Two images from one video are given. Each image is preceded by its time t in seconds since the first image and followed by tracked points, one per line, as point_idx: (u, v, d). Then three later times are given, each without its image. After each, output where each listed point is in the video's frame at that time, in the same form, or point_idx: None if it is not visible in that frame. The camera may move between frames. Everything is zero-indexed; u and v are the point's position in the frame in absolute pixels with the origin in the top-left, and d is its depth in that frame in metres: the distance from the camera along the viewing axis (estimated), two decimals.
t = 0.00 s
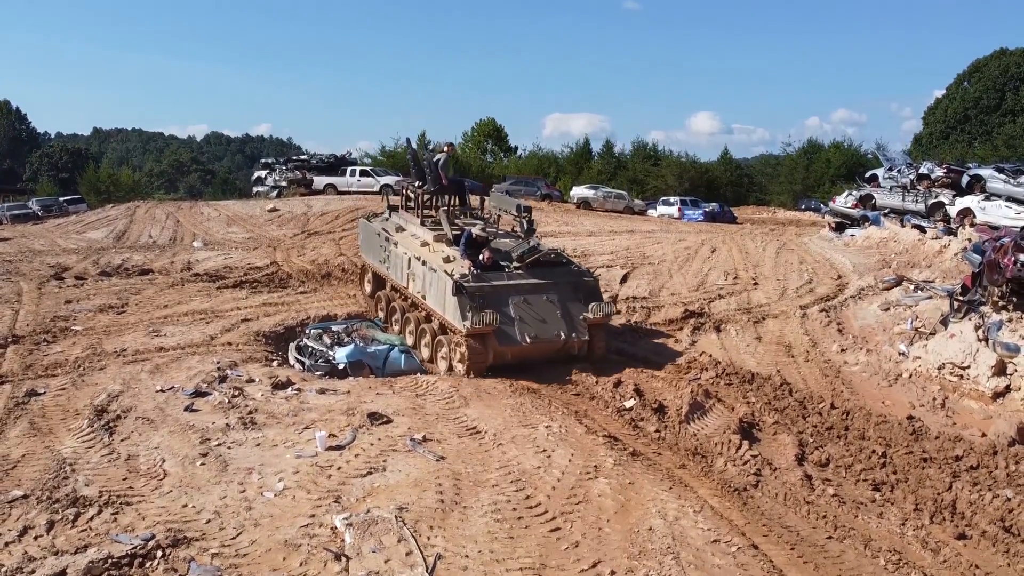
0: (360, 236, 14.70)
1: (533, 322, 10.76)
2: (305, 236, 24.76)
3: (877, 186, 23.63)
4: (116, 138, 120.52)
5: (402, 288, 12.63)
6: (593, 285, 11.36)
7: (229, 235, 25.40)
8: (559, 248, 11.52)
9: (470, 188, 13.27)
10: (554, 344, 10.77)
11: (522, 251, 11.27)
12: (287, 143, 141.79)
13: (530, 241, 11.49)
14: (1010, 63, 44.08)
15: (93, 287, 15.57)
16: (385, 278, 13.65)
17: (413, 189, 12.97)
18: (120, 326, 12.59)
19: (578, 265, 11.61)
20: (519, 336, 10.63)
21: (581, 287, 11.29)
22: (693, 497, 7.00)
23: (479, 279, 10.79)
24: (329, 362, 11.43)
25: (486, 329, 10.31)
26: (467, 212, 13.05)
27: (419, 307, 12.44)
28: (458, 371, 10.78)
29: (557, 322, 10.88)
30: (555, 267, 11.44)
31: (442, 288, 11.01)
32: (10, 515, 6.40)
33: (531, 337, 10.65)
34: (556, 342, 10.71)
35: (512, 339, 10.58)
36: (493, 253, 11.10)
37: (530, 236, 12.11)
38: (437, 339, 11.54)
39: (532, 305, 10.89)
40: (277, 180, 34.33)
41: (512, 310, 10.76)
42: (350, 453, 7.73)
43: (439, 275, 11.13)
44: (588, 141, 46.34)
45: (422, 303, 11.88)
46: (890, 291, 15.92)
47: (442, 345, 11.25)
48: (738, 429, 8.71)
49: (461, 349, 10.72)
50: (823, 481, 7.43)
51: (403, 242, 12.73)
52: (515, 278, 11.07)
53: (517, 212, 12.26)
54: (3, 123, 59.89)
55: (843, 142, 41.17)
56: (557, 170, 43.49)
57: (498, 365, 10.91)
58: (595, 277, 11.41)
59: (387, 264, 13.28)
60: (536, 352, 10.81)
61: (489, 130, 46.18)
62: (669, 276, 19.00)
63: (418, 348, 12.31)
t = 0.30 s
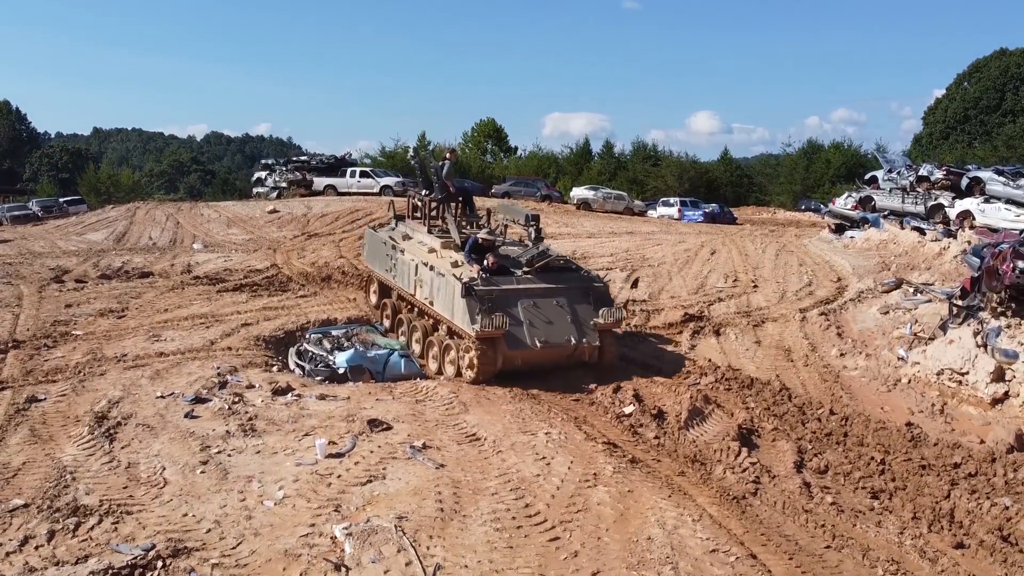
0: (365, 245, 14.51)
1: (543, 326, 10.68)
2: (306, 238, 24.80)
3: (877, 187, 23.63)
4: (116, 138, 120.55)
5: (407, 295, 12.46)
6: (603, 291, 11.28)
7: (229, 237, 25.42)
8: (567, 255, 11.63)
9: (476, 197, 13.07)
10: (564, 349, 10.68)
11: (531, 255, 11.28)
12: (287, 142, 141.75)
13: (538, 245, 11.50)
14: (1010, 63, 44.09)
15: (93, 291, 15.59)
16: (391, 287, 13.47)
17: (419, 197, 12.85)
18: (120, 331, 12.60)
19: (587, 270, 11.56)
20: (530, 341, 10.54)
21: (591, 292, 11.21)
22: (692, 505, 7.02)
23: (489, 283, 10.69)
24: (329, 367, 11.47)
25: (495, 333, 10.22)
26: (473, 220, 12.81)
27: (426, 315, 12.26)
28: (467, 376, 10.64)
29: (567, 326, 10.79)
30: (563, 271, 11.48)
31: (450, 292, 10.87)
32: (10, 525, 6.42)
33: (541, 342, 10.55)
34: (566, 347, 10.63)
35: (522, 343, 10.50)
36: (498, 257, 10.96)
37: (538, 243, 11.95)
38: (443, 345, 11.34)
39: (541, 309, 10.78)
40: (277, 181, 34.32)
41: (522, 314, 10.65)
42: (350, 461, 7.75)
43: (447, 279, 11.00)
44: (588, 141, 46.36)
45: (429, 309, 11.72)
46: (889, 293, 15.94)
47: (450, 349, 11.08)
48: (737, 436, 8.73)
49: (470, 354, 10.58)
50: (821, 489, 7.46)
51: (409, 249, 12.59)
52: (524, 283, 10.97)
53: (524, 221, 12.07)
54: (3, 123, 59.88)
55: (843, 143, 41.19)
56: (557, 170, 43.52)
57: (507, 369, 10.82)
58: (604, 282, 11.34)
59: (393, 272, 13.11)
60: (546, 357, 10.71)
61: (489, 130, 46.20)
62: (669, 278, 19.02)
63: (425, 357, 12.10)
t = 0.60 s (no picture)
0: (367, 253, 14.26)
1: (551, 327, 10.49)
2: (305, 238, 24.82)
3: (877, 188, 23.62)
4: (116, 138, 120.65)
5: (412, 301, 12.28)
6: (611, 293, 11.12)
7: (229, 238, 25.42)
8: (573, 259, 11.59)
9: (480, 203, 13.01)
10: (574, 351, 10.46)
11: (538, 257, 11.23)
12: (288, 140, 141.67)
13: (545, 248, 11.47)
14: (1010, 62, 44.07)
15: (93, 294, 15.60)
16: (394, 294, 13.26)
17: (424, 204, 12.73)
18: (120, 335, 12.61)
19: (595, 274, 11.43)
20: (539, 342, 10.34)
21: (599, 294, 11.05)
22: (691, 513, 7.03)
23: (496, 284, 10.57)
24: (329, 372, 11.46)
25: (503, 334, 10.03)
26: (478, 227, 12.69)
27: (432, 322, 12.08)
28: (475, 380, 10.47)
29: (575, 328, 10.60)
30: (570, 275, 11.39)
31: (457, 295, 10.74)
32: (10, 534, 6.44)
33: (549, 343, 10.36)
34: (576, 348, 10.42)
35: (531, 345, 10.29)
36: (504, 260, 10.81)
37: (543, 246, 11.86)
38: (450, 349, 11.19)
39: (549, 311, 10.64)
40: (277, 181, 34.33)
41: (530, 315, 10.48)
42: (350, 468, 7.76)
43: (454, 281, 10.87)
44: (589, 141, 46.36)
45: (435, 314, 11.56)
46: (888, 296, 15.98)
47: (457, 353, 10.93)
48: (735, 442, 8.74)
49: (478, 357, 10.41)
50: (819, 496, 7.47)
51: (414, 255, 12.44)
52: (532, 285, 10.83)
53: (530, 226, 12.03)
54: (3, 122, 59.87)
55: (843, 142, 41.18)
56: (557, 170, 43.52)
57: (516, 373, 10.62)
58: (612, 284, 11.19)
59: (397, 279, 12.92)
60: (555, 359, 10.50)
61: (489, 129, 46.20)
62: (668, 280, 19.03)
63: (430, 365, 11.89)
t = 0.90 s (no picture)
0: (368, 254, 13.95)
1: (557, 327, 10.31)
2: (305, 234, 24.82)
3: (876, 183, 23.61)
4: (115, 131, 120.54)
5: (415, 303, 12.07)
6: (617, 292, 10.93)
7: (228, 234, 25.40)
8: (578, 259, 11.41)
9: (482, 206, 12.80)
10: (581, 351, 10.27)
11: (543, 257, 11.05)
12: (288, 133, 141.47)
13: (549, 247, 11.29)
14: (1012, 55, 43.99)
15: (93, 291, 15.61)
16: (398, 296, 13.05)
17: (425, 205, 12.48)
18: (120, 334, 12.62)
19: (600, 273, 11.24)
20: (545, 342, 10.16)
21: (606, 293, 10.86)
22: (689, 517, 7.05)
23: (500, 283, 10.40)
24: (328, 371, 11.51)
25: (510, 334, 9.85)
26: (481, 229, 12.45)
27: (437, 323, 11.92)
28: (482, 381, 10.32)
29: (582, 327, 10.41)
30: (576, 274, 11.21)
31: (462, 295, 10.55)
32: (11, 540, 6.45)
33: (557, 343, 10.17)
34: (583, 348, 10.23)
35: (537, 345, 10.13)
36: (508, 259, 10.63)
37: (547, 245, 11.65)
38: (456, 349, 11.03)
39: (555, 311, 10.45)
40: (276, 176, 34.14)
41: (536, 316, 10.29)
42: (349, 471, 7.78)
43: (458, 281, 10.65)
44: (588, 135, 46.28)
45: (439, 315, 11.36)
46: (888, 293, 16.19)
47: (463, 354, 10.78)
48: (734, 444, 8.75)
49: (485, 358, 10.25)
50: (818, 499, 7.48)
51: (417, 255, 12.19)
52: (537, 284, 10.65)
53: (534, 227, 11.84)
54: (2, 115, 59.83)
55: (843, 136, 41.15)
56: (556, 163, 43.49)
57: (524, 374, 10.46)
58: (618, 283, 11.00)
59: (400, 280, 12.69)
60: (563, 359, 10.33)
61: (489, 123, 46.18)
62: (668, 276, 19.04)
63: (436, 368, 11.77)
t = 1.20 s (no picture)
0: (373, 258, 13.77)
1: (565, 326, 10.20)
2: (305, 228, 24.82)
3: (876, 177, 23.56)
4: (114, 121, 120.29)
5: (421, 305, 11.92)
6: (626, 290, 10.82)
7: (228, 228, 25.40)
8: (585, 258, 11.30)
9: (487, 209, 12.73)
10: (590, 350, 10.16)
11: (550, 256, 10.95)
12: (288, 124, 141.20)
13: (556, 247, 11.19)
14: (1013, 46, 43.84)
15: (93, 288, 15.62)
16: (402, 299, 12.92)
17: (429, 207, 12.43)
18: (120, 332, 12.64)
19: (608, 272, 11.13)
20: (553, 342, 10.06)
21: (614, 293, 10.76)
22: (689, 520, 7.08)
23: (507, 283, 10.30)
24: (329, 369, 11.58)
25: (518, 334, 9.75)
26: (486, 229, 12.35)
27: (443, 325, 11.80)
28: (490, 382, 10.22)
29: (591, 327, 10.31)
30: (583, 273, 11.11)
31: (469, 296, 10.42)
32: (14, 544, 6.49)
33: (565, 343, 10.06)
34: (592, 347, 10.12)
35: (546, 345, 10.02)
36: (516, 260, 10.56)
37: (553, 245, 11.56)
38: (463, 350, 10.94)
39: (563, 310, 10.36)
40: (276, 168, 33.79)
41: (544, 315, 10.20)
42: (350, 474, 7.81)
43: (465, 282, 10.52)
44: (588, 126, 46.20)
45: (445, 317, 11.22)
46: (888, 288, 16.24)
47: (471, 354, 10.71)
48: (733, 445, 8.77)
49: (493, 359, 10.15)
50: (817, 502, 7.52)
51: (422, 257, 12.03)
52: (543, 284, 10.56)
53: (538, 226, 11.80)
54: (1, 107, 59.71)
55: (843, 128, 41.08)
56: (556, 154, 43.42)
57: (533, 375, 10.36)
58: (627, 282, 10.90)
59: (404, 282, 12.53)
60: (572, 359, 10.22)
61: (489, 114, 46.07)
62: (667, 271, 19.06)
63: (443, 369, 11.66)
